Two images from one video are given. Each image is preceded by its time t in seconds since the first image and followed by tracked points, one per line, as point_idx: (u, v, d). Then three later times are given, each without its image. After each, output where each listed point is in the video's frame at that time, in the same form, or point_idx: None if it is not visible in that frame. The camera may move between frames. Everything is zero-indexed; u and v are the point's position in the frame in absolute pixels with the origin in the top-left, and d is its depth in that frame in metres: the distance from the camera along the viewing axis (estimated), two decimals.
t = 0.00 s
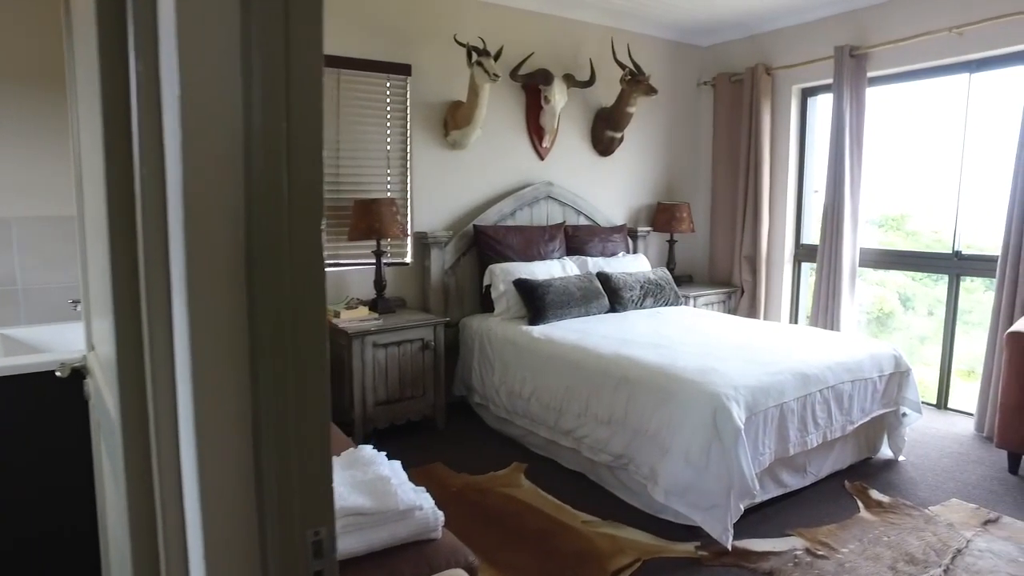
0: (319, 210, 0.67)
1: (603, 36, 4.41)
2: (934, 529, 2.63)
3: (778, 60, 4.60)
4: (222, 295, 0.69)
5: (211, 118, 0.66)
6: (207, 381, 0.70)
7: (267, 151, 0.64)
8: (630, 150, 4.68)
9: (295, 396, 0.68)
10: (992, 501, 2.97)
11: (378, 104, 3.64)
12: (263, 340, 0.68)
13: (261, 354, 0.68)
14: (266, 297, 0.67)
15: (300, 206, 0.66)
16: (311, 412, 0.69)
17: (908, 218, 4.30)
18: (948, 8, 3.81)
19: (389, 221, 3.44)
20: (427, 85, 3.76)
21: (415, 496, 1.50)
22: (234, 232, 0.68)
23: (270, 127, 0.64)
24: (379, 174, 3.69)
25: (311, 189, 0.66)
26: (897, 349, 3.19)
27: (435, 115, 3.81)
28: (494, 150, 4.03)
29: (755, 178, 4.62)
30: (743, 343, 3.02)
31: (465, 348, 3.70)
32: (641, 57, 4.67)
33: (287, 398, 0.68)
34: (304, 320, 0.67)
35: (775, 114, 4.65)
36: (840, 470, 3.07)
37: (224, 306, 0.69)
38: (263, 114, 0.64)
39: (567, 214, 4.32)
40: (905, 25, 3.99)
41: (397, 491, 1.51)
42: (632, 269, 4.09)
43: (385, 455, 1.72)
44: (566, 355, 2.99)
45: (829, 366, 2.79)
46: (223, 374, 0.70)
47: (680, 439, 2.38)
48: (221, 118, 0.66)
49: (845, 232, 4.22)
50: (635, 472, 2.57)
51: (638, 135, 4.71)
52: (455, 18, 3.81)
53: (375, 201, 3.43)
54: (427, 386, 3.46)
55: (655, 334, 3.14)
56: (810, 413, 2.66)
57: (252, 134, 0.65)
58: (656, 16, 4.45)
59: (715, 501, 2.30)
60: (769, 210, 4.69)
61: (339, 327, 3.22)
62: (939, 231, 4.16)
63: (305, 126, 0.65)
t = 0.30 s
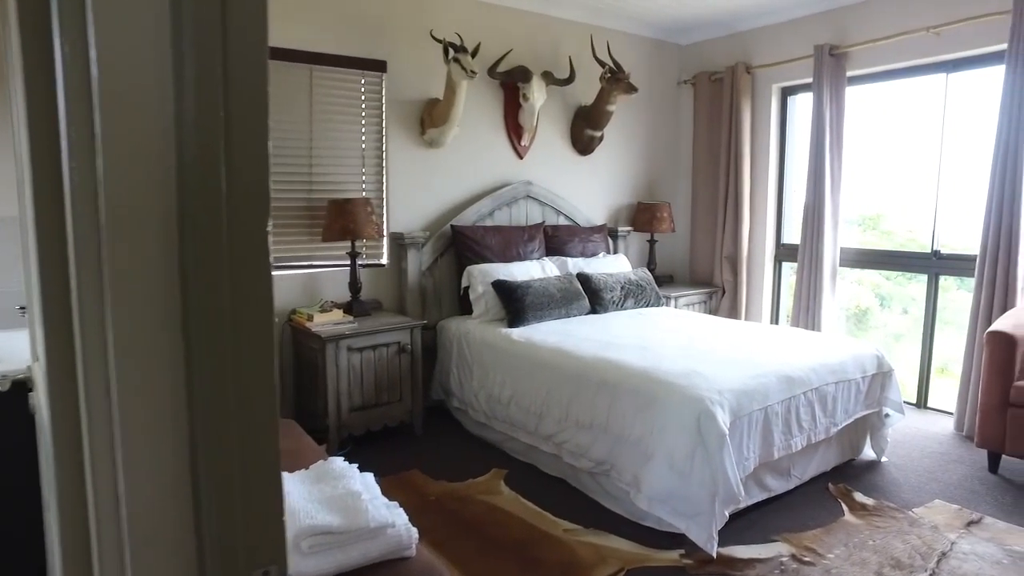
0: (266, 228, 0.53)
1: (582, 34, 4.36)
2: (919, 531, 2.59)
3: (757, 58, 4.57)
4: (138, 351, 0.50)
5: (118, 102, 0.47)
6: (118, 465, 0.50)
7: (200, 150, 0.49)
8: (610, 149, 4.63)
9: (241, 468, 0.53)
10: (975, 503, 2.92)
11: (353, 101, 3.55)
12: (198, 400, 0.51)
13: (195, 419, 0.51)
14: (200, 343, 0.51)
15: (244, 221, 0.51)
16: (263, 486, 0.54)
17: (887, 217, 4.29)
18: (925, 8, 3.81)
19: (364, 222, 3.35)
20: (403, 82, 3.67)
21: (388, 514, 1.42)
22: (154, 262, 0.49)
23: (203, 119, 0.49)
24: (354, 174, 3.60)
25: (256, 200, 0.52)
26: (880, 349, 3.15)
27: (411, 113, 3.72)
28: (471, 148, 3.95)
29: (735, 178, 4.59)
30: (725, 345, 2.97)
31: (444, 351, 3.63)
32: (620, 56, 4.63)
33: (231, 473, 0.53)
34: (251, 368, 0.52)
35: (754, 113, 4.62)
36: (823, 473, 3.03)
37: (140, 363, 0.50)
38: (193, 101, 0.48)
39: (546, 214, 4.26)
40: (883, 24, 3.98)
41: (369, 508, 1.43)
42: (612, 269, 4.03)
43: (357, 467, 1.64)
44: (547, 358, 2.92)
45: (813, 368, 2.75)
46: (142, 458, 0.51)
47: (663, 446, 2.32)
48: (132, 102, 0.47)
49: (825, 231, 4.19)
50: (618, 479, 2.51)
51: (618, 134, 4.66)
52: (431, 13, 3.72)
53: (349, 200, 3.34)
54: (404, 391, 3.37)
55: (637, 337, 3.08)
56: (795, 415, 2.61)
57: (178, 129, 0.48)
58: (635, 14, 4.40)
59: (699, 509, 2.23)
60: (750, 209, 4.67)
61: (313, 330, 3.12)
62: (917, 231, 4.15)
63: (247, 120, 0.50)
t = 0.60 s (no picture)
0: (187, 230, 0.44)
1: (563, 31, 4.28)
2: (908, 540, 2.54)
3: (739, 58, 4.52)
4: (31, 376, 0.42)
5: (2, 84, 0.40)
6: (0, 514, 0.42)
7: (100, 142, 0.40)
8: (591, 150, 4.56)
9: (159, 524, 0.44)
10: (961, 508, 2.86)
11: (327, 99, 3.44)
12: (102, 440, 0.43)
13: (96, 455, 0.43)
14: (103, 369, 0.42)
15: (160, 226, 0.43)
16: (183, 547, 0.45)
17: (869, 218, 4.25)
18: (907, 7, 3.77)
19: (339, 224, 3.25)
20: (379, 80, 3.56)
21: (359, 543, 1.32)
22: (44, 266, 0.42)
23: (106, 103, 0.40)
24: (329, 175, 3.49)
25: (176, 202, 0.43)
26: (865, 353, 3.10)
27: (387, 113, 3.61)
28: (449, 148, 3.85)
29: (718, 180, 4.54)
30: (709, 350, 2.90)
31: (423, 357, 3.53)
32: (601, 56, 4.56)
33: (142, 528, 0.44)
34: (167, 404, 0.44)
35: (737, 113, 4.57)
36: (810, 479, 2.98)
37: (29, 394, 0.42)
38: (88, 84, 0.40)
39: (526, 216, 4.17)
40: (866, 24, 3.94)
41: (339, 534, 1.33)
42: (594, 272, 3.96)
43: (327, 488, 1.54)
44: (528, 365, 2.84)
45: (800, 373, 2.69)
46: (34, 511, 0.43)
47: (648, 454, 2.25)
48: (14, 87, 0.40)
49: (809, 232, 4.15)
50: (603, 489, 2.43)
51: (599, 134, 4.59)
52: (408, 10, 3.62)
53: (323, 202, 3.23)
54: (381, 399, 3.27)
55: (620, 342, 3.00)
56: (782, 422, 2.55)
57: (69, 109, 0.41)
58: (617, 12, 4.33)
59: (685, 520, 2.16)
60: (732, 210, 4.62)
61: (285, 337, 3.00)
62: (900, 232, 4.11)
63: (163, 106, 0.42)
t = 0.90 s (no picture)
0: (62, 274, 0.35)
1: (541, 31, 4.18)
2: (899, 555, 2.47)
3: (721, 59, 4.45)
4: None
5: None
6: None
7: None
8: (572, 152, 4.47)
9: None
10: (950, 518, 2.80)
11: (297, 100, 3.31)
12: None
13: None
14: None
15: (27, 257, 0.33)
16: None
17: (851, 221, 4.21)
18: (890, 9, 3.72)
19: (310, 230, 3.12)
20: (352, 80, 3.43)
21: None
22: None
23: None
24: (300, 178, 3.36)
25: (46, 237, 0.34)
26: (851, 360, 3.04)
27: (361, 114, 3.49)
28: (425, 151, 3.73)
29: (700, 183, 4.47)
30: (693, 359, 2.81)
31: (400, 366, 3.41)
32: (580, 56, 4.47)
33: None
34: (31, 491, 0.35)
35: (719, 115, 4.51)
36: (797, 491, 2.90)
37: None
38: None
39: (505, 220, 4.06)
40: (849, 26, 3.89)
41: None
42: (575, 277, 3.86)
43: (289, 521, 1.42)
44: (507, 376, 2.73)
45: (787, 384, 2.61)
46: None
47: (633, 473, 2.15)
48: None
49: (792, 235, 4.09)
50: (586, 508, 2.34)
51: (579, 136, 4.50)
52: (382, 8, 3.50)
53: (293, 207, 3.10)
54: (355, 411, 3.14)
55: (603, 352, 2.91)
56: (769, 435, 2.47)
57: None
58: (597, 12, 4.24)
59: (673, 542, 2.07)
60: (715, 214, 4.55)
61: (253, 349, 2.86)
62: (882, 236, 4.07)
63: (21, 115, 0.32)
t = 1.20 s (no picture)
0: None
1: (521, 28, 4.10)
2: (888, 562, 2.42)
3: (703, 57, 4.40)
4: None
5: None
6: None
7: None
8: (553, 151, 4.39)
9: None
10: (937, 522, 2.76)
11: (269, 97, 3.20)
12: None
13: None
14: None
15: None
16: None
17: (834, 221, 4.18)
18: (873, 8, 3.70)
19: (282, 232, 3.01)
20: (326, 77, 3.33)
21: None
22: None
23: None
24: (272, 178, 3.25)
25: None
26: (837, 363, 2.99)
27: (336, 112, 3.38)
28: (403, 150, 3.64)
29: (682, 184, 4.42)
30: (677, 363, 2.75)
31: (377, 371, 3.31)
32: (562, 53, 4.39)
33: None
34: None
35: (701, 114, 4.46)
36: (783, 497, 2.85)
37: None
38: None
39: (485, 220, 3.98)
40: (831, 25, 3.85)
41: None
42: (557, 279, 3.79)
43: (253, 546, 1.33)
44: (488, 382, 2.65)
45: (775, 388, 2.56)
46: None
47: (619, 483, 2.08)
48: None
49: (775, 235, 4.06)
50: (570, 519, 2.26)
51: (560, 135, 4.42)
52: (357, 3, 3.39)
53: (265, 208, 2.99)
54: (330, 419, 3.04)
55: (586, 356, 2.83)
56: (757, 441, 2.41)
57: None
58: (579, 9, 4.17)
59: (660, 554, 2.00)
60: (697, 214, 4.50)
61: (222, 356, 2.74)
62: (864, 236, 4.04)
63: None
